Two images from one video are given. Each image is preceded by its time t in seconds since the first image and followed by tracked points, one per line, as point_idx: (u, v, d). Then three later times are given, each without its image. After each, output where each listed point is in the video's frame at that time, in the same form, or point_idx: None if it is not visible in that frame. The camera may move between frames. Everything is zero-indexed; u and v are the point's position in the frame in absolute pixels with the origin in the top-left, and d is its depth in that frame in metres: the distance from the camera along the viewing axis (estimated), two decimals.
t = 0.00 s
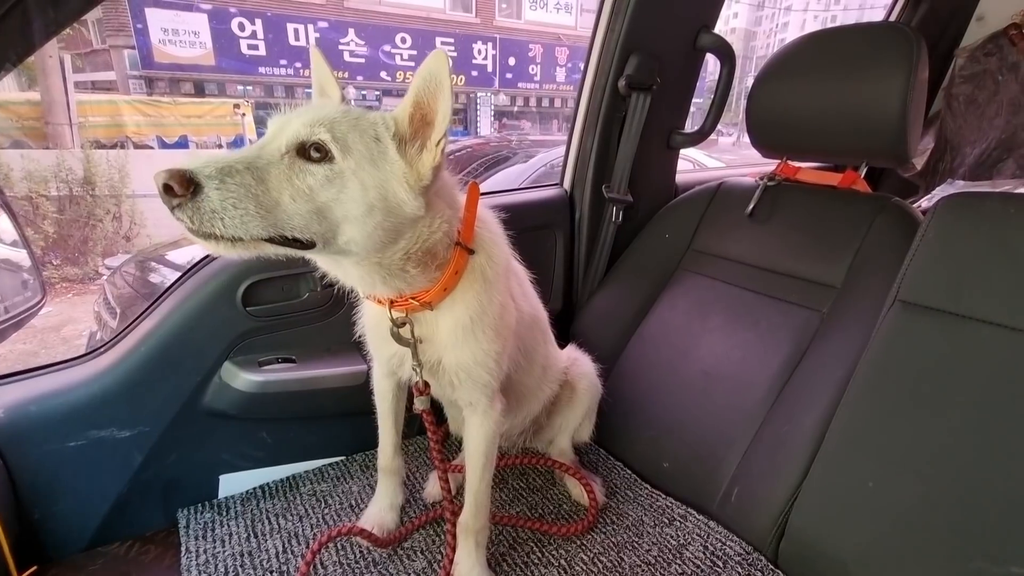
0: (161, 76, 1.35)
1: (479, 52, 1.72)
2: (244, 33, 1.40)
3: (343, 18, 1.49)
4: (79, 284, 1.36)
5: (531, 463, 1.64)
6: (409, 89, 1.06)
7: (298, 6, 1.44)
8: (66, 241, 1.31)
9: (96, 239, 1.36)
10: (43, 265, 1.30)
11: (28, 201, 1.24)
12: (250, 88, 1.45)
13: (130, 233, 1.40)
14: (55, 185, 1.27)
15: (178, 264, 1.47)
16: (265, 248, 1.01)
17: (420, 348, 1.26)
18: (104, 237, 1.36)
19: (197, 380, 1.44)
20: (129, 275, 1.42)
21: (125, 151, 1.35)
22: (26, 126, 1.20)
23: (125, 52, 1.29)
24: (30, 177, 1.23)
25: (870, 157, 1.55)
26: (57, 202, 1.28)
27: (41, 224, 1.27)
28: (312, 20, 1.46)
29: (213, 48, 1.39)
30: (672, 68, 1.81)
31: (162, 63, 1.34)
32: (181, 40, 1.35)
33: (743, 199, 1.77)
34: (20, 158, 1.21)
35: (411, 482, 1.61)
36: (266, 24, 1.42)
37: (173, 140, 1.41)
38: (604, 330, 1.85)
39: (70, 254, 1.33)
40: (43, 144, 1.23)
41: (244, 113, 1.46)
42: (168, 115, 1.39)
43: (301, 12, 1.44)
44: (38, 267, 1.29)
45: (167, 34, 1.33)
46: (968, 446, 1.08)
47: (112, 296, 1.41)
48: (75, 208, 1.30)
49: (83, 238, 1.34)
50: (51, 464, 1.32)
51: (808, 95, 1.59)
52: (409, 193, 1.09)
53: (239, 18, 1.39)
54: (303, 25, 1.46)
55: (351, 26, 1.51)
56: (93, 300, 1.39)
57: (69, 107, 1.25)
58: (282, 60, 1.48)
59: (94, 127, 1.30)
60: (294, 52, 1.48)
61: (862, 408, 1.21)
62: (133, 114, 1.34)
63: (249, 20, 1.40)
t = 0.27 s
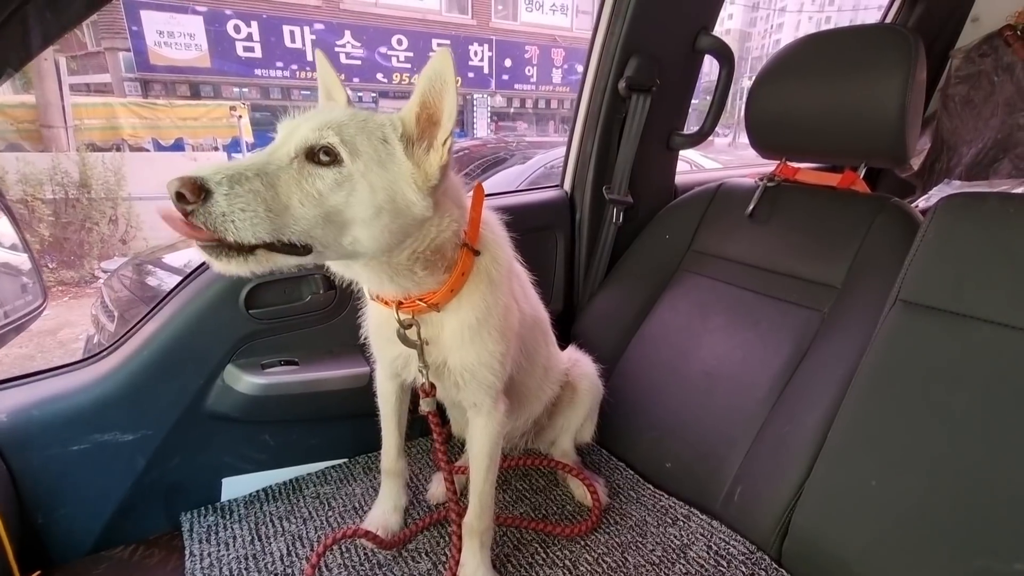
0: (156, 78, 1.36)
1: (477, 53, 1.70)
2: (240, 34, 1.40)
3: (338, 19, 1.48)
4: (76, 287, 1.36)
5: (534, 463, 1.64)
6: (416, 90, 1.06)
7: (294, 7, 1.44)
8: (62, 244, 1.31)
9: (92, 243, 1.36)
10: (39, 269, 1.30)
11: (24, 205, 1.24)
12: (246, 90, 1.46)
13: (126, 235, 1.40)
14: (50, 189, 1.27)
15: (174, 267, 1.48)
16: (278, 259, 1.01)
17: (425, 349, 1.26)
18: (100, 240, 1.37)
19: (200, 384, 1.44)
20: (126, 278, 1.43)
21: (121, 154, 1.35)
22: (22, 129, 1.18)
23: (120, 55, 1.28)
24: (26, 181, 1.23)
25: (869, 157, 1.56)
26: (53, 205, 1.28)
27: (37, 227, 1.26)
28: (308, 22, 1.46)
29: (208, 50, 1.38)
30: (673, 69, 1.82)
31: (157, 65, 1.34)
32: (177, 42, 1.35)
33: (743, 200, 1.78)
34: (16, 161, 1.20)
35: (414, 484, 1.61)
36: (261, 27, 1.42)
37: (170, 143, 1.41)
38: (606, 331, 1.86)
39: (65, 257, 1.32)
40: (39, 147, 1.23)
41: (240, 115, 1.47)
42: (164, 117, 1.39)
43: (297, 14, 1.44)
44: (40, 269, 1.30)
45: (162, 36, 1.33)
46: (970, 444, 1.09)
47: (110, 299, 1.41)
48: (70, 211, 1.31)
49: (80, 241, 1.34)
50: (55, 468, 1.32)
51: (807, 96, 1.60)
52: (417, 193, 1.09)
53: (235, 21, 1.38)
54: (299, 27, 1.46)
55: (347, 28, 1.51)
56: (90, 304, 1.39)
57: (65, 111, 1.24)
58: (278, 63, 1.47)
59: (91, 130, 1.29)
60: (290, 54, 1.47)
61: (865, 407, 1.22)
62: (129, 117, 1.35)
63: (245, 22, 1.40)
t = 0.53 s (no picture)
0: (150, 82, 1.34)
1: (472, 56, 1.71)
2: (235, 38, 1.39)
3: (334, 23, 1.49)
4: (71, 292, 1.35)
5: (539, 468, 1.65)
6: (428, 105, 1.07)
7: (288, 11, 1.44)
8: (57, 249, 1.30)
9: (87, 247, 1.35)
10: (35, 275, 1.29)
11: (18, 209, 1.23)
12: (241, 93, 1.45)
13: (121, 240, 1.40)
14: (44, 193, 1.25)
15: (170, 272, 1.48)
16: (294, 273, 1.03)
17: (430, 358, 1.27)
18: (95, 245, 1.36)
19: (206, 391, 1.44)
20: (123, 283, 1.42)
21: (116, 158, 1.34)
22: (18, 134, 1.17)
23: (113, 58, 1.23)
24: (20, 185, 1.22)
25: (868, 162, 1.58)
26: (47, 210, 1.27)
27: (32, 233, 1.26)
28: (303, 25, 1.47)
29: (202, 53, 1.37)
30: (673, 75, 1.84)
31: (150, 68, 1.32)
32: (171, 45, 1.32)
33: (743, 204, 1.80)
34: (10, 165, 1.20)
35: (420, 490, 1.61)
36: (256, 30, 1.42)
37: (165, 147, 1.40)
38: (608, 335, 1.87)
39: (60, 262, 1.32)
40: (32, 151, 1.22)
41: (236, 119, 1.47)
42: (159, 121, 1.38)
43: (293, 17, 1.45)
44: (40, 276, 1.29)
45: (157, 40, 1.29)
46: (973, 446, 1.10)
47: (107, 304, 1.41)
48: (65, 215, 1.29)
49: (75, 246, 1.33)
50: (60, 477, 1.31)
51: (806, 102, 1.62)
52: (427, 207, 1.10)
53: (229, 24, 1.38)
54: (293, 30, 1.46)
55: (342, 31, 1.51)
56: (87, 309, 1.38)
57: (61, 115, 1.23)
58: (273, 66, 1.47)
59: (85, 134, 1.29)
60: (283, 56, 1.47)
61: (868, 410, 1.23)
62: (124, 121, 1.33)
63: (240, 26, 1.39)
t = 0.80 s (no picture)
0: (138, 85, 1.29)
1: (463, 58, 1.70)
2: (223, 41, 1.35)
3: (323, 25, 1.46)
4: (62, 298, 1.31)
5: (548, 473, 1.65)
6: (447, 121, 1.05)
7: (278, 14, 1.40)
8: (46, 254, 1.27)
9: (76, 253, 1.31)
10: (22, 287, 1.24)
11: (5, 213, 1.19)
12: (232, 96, 1.42)
13: (111, 246, 1.36)
14: (33, 199, 1.22)
15: (162, 277, 1.47)
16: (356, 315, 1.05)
17: (449, 365, 1.27)
18: (84, 249, 1.31)
19: (214, 401, 1.43)
20: (117, 288, 1.39)
21: (105, 162, 1.30)
22: (8, 138, 1.13)
23: (101, 61, 1.15)
24: (9, 190, 1.19)
25: (871, 167, 1.60)
26: (34, 215, 1.23)
27: (21, 239, 1.22)
28: (293, 28, 1.42)
29: (192, 56, 1.33)
30: (675, 80, 1.85)
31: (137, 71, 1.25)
32: (159, 48, 1.27)
33: (746, 208, 1.81)
34: None
35: (430, 497, 1.61)
36: (246, 32, 1.38)
37: (156, 151, 1.36)
38: (613, 339, 1.87)
39: (51, 268, 1.28)
40: (20, 156, 1.17)
41: (227, 122, 1.43)
42: (149, 125, 1.34)
43: (283, 21, 1.40)
44: (40, 284, 1.27)
45: (146, 43, 1.22)
46: (985, 448, 1.12)
47: (101, 311, 1.38)
48: (53, 222, 1.25)
49: (65, 252, 1.28)
50: (66, 490, 1.29)
51: (808, 107, 1.63)
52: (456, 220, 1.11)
53: (218, 27, 1.33)
54: (283, 33, 1.41)
55: (332, 34, 1.48)
56: (81, 316, 1.34)
57: (50, 119, 1.17)
58: (263, 69, 1.43)
59: (75, 138, 1.24)
60: (275, 59, 1.43)
61: (879, 413, 1.25)
62: (113, 125, 1.29)
63: (229, 28, 1.35)
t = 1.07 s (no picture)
0: (127, 86, 1.23)
1: (455, 61, 1.67)
2: (214, 41, 1.30)
3: (314, 25, 1.41)
4: (48, 301, 1.27)
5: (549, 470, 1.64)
6: (464, 139, 1.05)
7: (269, 15, 1.36)
8: (31, 254, 1.23)
9: (63, 255, 1.27)
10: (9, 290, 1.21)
11: None
12: (222, 97, 1.36)
13: (99, 247, 1.32)
14: (18, 199, 1.18)
15: (151, 279, 1.44)
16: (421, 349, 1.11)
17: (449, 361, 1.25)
18: (72, 252, 1.29)
19: (210, 399, 1.40)
20: (105, 290, 1.36)
21: (93, 163, 1.26)
22: None
23: (88, 61, 1.11)
24: None
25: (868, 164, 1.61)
26: (20, 216, 1.19)
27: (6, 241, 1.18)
28: (285, 29, 1.38)
29: (181, 57, 1.28)
30: (673, 78, 1.85)
31: (125, 72, 1.20)
32: (148, 49, 1.22)
33: (745, 205, 1.82)
34: None
35: (430, 495, 1.59)
36: (235, 33, 1.33)
37: (144, 153, 1.32)
38: (613, 336, 1.87)
39: (37, 270, 1.25)
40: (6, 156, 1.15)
41: (218, 123, 1.38)
42: (137, 126, 1.28)
43: (272, 21, 1.36)
44: (31, 284, 1.24)
45: (134, 43, 1.17)
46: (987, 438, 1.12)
47: (89, 313, 1.35)
48: (39, 223, 1.22)
49: (50, 252, 1.25)
50: (60, 492, 1.27)
51: (807, 105, 1.64)
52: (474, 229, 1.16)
53: (209, 28, 1.29)
54: (275, 34, 1.38)
55: (322, 35, 1.43)
56: (68, 317, 1.31)
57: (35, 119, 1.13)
58: (253, 70, 1.38)
59: (61, 139, 1.19)
60: (264, 60, 1.39)
61: (882, 406, 1.25)
62: (101, 126, 1.24)
63: (219, 29, 1.31)
